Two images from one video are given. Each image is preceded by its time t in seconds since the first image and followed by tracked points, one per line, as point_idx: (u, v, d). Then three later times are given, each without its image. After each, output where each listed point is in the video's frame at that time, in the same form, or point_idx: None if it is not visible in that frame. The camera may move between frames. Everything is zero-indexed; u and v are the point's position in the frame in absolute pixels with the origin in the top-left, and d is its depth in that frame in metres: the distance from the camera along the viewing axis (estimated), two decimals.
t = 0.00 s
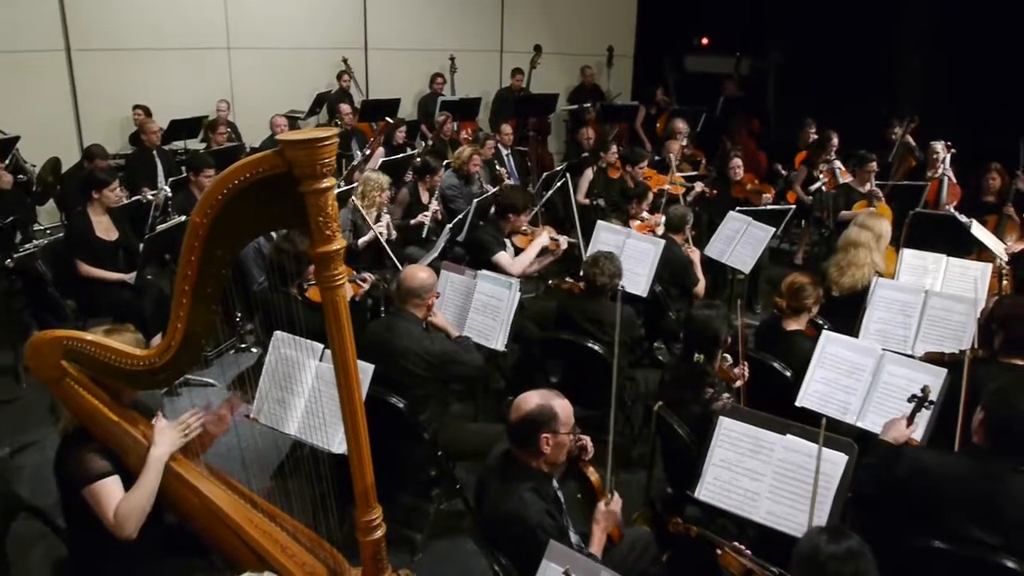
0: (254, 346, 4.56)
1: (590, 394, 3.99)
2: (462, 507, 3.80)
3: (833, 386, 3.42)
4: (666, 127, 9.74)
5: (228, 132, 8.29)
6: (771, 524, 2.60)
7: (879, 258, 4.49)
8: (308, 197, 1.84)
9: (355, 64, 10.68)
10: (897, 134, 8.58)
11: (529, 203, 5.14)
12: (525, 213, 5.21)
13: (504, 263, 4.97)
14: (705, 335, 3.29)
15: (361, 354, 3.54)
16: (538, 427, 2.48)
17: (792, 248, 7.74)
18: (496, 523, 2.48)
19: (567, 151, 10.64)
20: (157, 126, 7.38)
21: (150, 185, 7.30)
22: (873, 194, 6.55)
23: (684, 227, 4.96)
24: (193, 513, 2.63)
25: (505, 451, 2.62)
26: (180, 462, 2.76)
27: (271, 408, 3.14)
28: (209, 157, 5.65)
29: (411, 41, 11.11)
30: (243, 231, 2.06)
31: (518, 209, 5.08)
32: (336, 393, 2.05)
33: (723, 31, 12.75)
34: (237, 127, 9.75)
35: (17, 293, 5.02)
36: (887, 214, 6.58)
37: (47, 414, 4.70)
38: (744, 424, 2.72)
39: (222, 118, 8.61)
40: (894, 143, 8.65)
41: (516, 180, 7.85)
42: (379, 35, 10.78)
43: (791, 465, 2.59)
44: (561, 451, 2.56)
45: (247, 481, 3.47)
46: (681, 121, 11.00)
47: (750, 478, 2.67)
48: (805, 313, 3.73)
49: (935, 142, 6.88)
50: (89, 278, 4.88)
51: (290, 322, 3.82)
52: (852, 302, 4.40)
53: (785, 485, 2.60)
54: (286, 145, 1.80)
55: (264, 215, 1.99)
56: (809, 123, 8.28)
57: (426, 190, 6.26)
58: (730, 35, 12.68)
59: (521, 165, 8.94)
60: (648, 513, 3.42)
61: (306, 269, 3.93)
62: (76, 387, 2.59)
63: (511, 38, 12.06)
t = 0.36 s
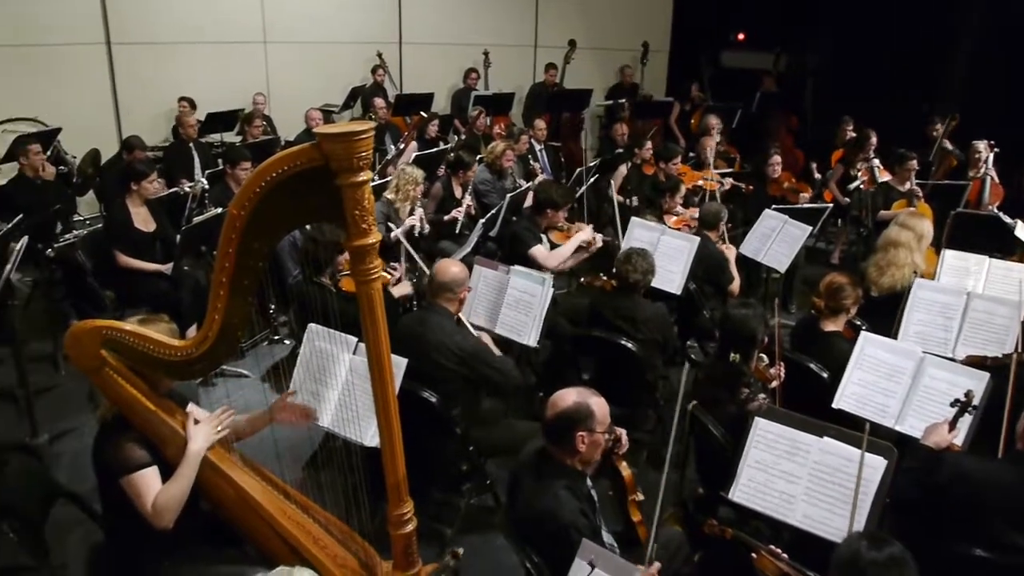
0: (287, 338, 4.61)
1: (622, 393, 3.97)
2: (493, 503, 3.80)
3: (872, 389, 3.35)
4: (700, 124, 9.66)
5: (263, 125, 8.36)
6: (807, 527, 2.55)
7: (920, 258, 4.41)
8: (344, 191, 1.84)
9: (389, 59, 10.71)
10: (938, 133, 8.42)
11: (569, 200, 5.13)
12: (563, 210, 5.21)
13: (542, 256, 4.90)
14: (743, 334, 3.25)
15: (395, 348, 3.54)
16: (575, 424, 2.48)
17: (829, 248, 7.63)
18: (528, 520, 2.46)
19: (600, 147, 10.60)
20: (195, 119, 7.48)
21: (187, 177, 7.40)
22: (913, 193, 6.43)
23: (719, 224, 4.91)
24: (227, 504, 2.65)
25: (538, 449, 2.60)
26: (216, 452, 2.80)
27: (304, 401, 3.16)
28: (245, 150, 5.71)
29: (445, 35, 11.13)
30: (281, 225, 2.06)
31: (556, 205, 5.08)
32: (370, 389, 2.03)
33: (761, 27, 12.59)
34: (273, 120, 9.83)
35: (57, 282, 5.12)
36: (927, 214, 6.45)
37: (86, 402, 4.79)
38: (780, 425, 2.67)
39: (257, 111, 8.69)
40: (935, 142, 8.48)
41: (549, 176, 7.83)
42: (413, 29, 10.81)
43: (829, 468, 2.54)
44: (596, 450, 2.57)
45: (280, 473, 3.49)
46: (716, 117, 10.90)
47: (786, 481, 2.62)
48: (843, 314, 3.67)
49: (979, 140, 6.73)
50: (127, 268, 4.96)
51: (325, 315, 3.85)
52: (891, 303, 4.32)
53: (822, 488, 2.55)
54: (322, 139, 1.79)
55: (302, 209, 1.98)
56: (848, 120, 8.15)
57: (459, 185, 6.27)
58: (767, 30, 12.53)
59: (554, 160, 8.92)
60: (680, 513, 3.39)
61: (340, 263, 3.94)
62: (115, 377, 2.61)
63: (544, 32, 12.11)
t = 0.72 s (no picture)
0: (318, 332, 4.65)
1: (652, 390, 3.94)
2: (522, 499, 3.80)
3: (907, 389, 3.30)
4: (732, 120, 9.57)
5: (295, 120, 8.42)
6: (842, 529, 2.51)
7: (958, 257, 4.32)
8: (377, 185, 1.83)
9: (420, 54, 10.74)
10: (976, 128, 8.25)
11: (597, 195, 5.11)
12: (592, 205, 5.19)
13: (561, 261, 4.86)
14: (778, 333, 3.24)
15: (426, 342, 3.54)
16: (606, 422, 2.47)
17: (863, 245, 7.52)
18: (558, 517, 2.46)
19: (630, 143, 10.54)
20: (228, 114, 7.55)
21: (220, 171, 7.48)
22: (950, 190, 6.31)
23: (749, 219, 4.85)
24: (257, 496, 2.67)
25: (569, 446, 2.59)
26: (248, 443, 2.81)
27: (335, 394, 3.17)
28: (278, 144, 5.75)
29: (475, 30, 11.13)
30: (313, 218, 2.05)
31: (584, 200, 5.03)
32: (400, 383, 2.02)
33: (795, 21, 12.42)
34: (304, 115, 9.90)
35: (94, 275, 5.21)
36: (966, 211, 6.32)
37: (121, 392, 4.87)
38: (814, 425, 2.62)
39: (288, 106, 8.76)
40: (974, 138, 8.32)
41: (579, 171, 7.81)
42: (444, 24, 10.82)
43: (865, 469, 2.49)
44: (628, 448, 2.55)
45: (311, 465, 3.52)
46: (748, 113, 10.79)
47: (820, 481, 2.58)
48: (879, 312, 3.60)
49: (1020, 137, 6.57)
50: (161, 261, 5.02)
51: (356, 308, 3.87)
52: (928, 303, 4.25)
53: (857, 489, 2.50)
54: (355, 133, 1.79)
55: (336, 203, 1.98)
56: (884, 115, 8.01)
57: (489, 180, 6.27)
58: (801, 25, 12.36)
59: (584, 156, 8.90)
60: (711, 512, 3.37)
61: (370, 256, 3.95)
62: (151, 368, 2.61)
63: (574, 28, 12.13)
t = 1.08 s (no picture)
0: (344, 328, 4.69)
1: (678, 388, 3.94)
2: (545, 495, 3.81)
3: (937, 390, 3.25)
4: (759, 118, 9.50)
5: (322, 115, 8.47)
6: (870, 531, 2.47)
7: (989, 258, 4.25)
8: (403, 181, 1.82)
9: (447, 51, 10.76)
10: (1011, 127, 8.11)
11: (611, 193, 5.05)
12: (607, 202, 5.12)
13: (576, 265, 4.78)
14: (805, 331, 3.20)
15: (454, 337, 3.55)
16: (633, 421, 2.46)
17: (892, 245, 7.44)
18: (583, 514, 2.45)
19: (656, 141, 10.49)
20: (257, 110, 7.62)
21: (247, 166, 7.55)
22: (982, 190, 6.21)
23: (778, 218, 4.81)
24: (285, 490, 2.67)
25: (595, 445, 2.58)
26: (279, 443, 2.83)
27: (361, 389, 3.19)
28: (306, 141, 5.79)
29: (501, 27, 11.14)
30: (339, 214, 2.06)
31: (598, 199, 4.98)
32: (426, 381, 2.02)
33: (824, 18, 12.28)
34: (330, 112, 9.96)
35: (125, 269, 5.28)
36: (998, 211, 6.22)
37: (150, 384, 4.94)
38: (842, 426, 2.59)
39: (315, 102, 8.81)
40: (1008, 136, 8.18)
41: (604, 169, 7.80)
42: (470, 21, 10.84)
43: (895, 472, 2.45)
44: (654, 447, 2.54)
45: (336, 460, 3.54)
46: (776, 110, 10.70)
47: (848, 483, 2.54)
48: (909, 313, 3.55)
49: None
50: (190, 255, 5.09)
51: (383, 303, 3.89)
52: (959, 304, 4.19)
53: (886, 491, 2.46)
54: (382, 129, 1.79)
55: (362, 198, 1.98)
56: (916, 113, 7.90)
57: (513, 176, 6.28)
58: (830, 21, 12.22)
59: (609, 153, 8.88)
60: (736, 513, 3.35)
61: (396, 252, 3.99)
62: (179, 363, 2.64)
63: (602, 24, 12.11)
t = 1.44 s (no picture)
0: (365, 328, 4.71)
1: (701, 392, 3.92)
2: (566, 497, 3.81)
3: (966, 399, 3.20)
4: (783, 120, 9.45)
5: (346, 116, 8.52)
6: (895, 540, 2.43)
7: (1018, 264, 4.20)
8: (425, 182, 1.81)
9: (470, 52, 10.79)
10: None
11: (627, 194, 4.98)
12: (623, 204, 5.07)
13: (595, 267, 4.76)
14: (830, 337, 3.17)
15: (477, 338, 3.56)
16: (656, 426, 2.45)
17: (918, 250, 7.37)
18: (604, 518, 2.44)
19: (679, 142, 10.45)
20: (282, 110, 7.68)
21: (272, 165, 7.62)
22: (1011, 195, 6.14)
23: (803, 223, 4.78)
24: (306, 489, 2.68)
25: (618, 448, 2.57)
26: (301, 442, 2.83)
27: (382, 389, 3.20)
28: (331, 141, 5.83)
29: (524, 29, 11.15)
30: (362, 214, 2.06)
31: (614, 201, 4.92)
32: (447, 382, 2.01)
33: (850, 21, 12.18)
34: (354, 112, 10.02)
35: (151, 266, 5.33)
36: None
37: (175, 381, 5.00)
38: (867, 432, 2.55)
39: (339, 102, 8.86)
40: None
41: (627, 171, 7.79)
42: (493, 23, 10.86)
43: (922, 480, 2.41)
44: (677, 451, 2.53)
45: (357, 459, 3.56)
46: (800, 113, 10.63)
47: (874, 490, 2.50)
48: (937, 320, 3.51)
49: None
50: (216, 254, 5.14)
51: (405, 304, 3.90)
52: (988, 312, 4.14)
53: (913, 500, 2.42)
54: (404, 130, 1.78)
55: (384, 199, 1.97)
56: (943, 117, 7.82)
57: (535, 177, 6.29)
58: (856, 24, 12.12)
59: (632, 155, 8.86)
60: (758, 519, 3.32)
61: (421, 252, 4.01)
62: (202, 361, 2.68)
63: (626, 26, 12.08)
